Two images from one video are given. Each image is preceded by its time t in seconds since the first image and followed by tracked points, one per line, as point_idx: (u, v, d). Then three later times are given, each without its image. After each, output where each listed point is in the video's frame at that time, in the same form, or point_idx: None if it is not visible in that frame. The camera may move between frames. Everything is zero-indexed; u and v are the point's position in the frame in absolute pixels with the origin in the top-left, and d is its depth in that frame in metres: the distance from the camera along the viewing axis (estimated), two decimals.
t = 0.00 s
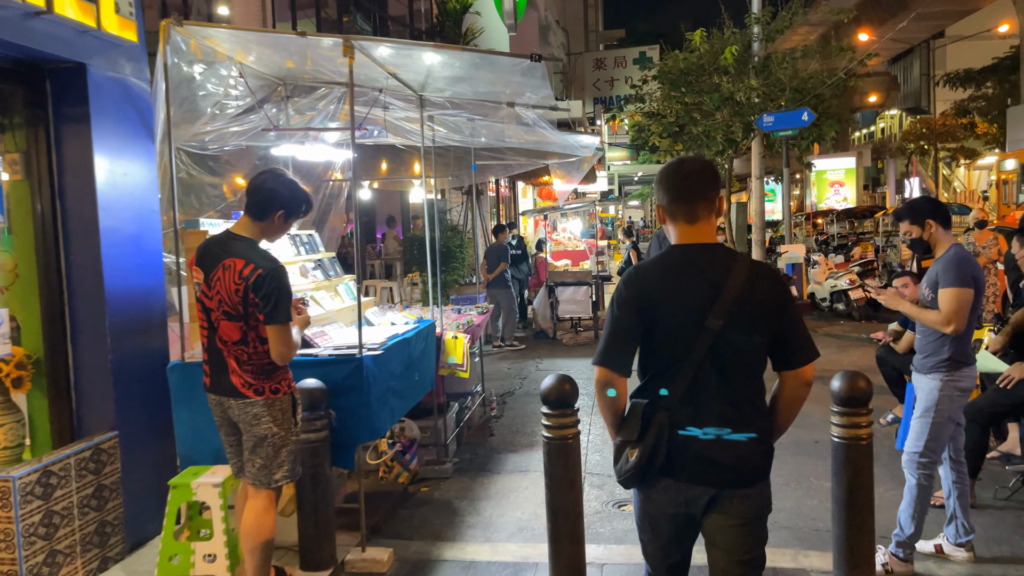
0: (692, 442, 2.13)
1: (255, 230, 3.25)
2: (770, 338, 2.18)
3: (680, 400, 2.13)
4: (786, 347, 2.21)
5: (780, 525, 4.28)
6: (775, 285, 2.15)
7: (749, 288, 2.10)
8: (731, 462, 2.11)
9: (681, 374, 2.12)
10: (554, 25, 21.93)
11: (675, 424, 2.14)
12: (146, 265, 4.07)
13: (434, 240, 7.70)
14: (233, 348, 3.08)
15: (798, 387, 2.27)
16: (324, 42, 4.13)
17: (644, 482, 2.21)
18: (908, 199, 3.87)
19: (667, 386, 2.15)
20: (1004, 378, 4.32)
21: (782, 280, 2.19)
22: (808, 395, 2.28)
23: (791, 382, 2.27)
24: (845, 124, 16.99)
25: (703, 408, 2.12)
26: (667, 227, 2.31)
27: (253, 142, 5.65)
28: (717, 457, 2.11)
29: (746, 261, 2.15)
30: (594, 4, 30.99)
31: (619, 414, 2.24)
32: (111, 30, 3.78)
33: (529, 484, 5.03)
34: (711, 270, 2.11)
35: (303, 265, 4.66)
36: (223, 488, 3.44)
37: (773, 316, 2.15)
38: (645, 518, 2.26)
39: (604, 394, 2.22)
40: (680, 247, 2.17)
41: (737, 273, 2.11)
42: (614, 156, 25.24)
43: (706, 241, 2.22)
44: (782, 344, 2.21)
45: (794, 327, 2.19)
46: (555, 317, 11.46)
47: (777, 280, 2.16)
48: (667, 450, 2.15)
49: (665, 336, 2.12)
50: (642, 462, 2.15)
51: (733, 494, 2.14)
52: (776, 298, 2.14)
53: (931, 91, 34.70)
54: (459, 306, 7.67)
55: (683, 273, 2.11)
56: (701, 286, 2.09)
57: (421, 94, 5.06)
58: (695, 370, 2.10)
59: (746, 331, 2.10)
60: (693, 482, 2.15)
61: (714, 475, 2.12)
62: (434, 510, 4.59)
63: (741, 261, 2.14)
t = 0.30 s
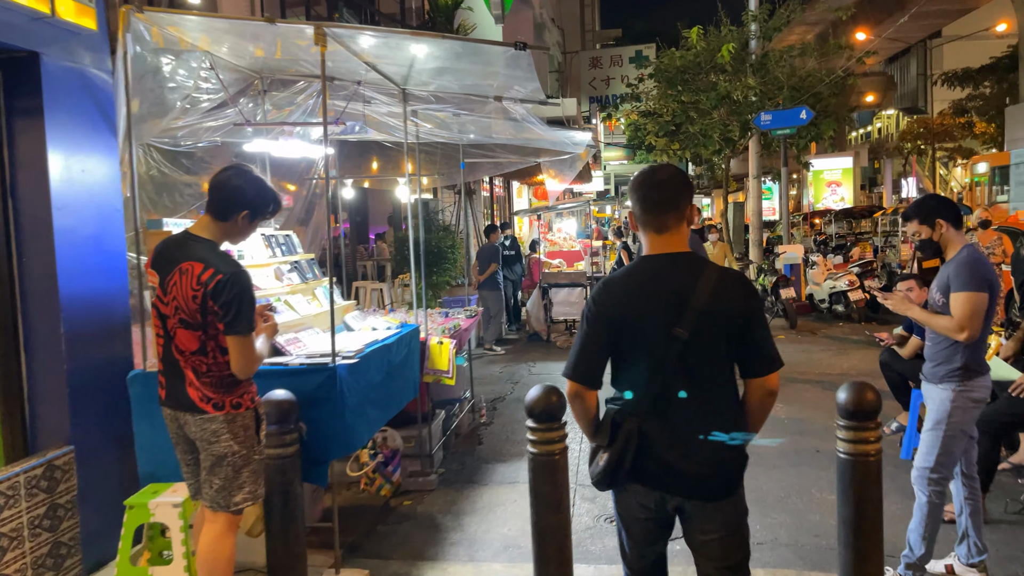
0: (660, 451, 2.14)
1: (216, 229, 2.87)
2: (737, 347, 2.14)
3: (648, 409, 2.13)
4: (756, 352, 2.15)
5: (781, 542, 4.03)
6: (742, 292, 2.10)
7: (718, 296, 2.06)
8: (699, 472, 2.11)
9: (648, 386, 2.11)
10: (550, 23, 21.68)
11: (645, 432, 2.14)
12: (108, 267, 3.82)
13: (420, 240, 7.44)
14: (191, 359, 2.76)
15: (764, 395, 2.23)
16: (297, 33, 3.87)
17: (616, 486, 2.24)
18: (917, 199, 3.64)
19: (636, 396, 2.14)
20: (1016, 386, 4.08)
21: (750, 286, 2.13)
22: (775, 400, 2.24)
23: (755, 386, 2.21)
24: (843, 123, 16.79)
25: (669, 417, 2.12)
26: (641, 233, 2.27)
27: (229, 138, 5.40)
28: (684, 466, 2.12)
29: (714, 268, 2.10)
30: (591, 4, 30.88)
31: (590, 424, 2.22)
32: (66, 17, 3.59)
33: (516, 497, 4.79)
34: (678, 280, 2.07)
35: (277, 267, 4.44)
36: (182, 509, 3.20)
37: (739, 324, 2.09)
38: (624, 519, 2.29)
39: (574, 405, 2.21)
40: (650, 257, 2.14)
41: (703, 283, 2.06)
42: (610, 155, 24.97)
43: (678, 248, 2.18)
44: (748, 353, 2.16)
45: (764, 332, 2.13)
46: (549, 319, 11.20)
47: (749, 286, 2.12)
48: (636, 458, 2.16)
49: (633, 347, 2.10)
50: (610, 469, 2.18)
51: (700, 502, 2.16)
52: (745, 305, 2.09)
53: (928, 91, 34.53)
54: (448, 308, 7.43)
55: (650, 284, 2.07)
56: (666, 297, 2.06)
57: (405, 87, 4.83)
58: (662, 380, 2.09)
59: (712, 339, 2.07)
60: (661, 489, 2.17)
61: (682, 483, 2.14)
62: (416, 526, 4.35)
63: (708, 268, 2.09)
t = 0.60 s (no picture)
0: (643, 445, 2.16)
1: (174, 234, 2.57)
2: (721, 345, 2.13)
3: (631, 405, 2.14)
4: (739, 355, 2.11)
5: (786, 564, 3.80)
6: (726, 291, 2.10)
7: (700, 293, 2.08)
8: (681, 468, 2.11)
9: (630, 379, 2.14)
10: (546, 23, 21.43)
11: (628, 426, 2.17)
12: (70, 272, 3.60)
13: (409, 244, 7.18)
14: (145, 375, 2.49)
15: (750, 396, 2.14)
16: (268, 22, 3.60)
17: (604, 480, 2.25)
18: (931, 199, 3.41)
19: (619, 390, 2.18)
20: None
21: (737, 286, 2.12)
22: (763, 404, 2.16)
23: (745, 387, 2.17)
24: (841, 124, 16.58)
25: (651, 412, 2.14)
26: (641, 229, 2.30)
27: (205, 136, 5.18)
28: (666, 461, 2.13)
29: (700, 268, 2.12)
30: (587, 5, 30.65)
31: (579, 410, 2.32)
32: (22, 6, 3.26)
33: (507, 514, 4.55)
34: (662, 277, 2.10)
35: (253, 272, 4.21)
36: (140, 537, 2.97)
37: (722, 322, 2.10)
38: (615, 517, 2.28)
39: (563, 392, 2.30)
40: (643, 250, 2.18)
41: (686, 280, 2.09)
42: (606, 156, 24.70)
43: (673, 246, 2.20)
44: (734, 352, 2.12)
45: (748, 333, 2.10)
46: (543, 322, 10.95)
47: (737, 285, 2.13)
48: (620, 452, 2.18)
49: (615, 340, 2.16)
50: (594, 462, 2.20)
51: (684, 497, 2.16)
52: (728, 305, 2.09)
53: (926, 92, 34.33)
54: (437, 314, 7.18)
55: (635, 280, 2.12)
56: (649, 293, 2.10)
57: (388, 83, 4.60)
58: (643, 375, 2.11)
59: (693, 337, 2.09)
60: (646, 485, 2.18)
61: (664, 478, 2.14)
62: (399, 546, 4.10)
63: (694, 267, 2.11)
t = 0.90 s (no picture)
0: (649, 461, 2.03)
1: (125, 236, 2.32)
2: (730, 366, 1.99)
3: (636, 419, 2.02)
4: (742, 378, 1.94)
5: None
6: (741, 312, 1.96)
7: (714, 311, 1.95)
8: (685, 485, 1.98)
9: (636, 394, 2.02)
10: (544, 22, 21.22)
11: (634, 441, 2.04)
12: (29, 276, 3.37)
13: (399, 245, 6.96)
14: (92, 392, 2.24)
15: (754, 422, 1.95)
16: (240, 7, 3.36)
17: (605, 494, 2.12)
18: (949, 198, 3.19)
19: (624, 404, 2.06)
20: None
21: (751, 308, 1.98)
22: (767, 430, 1.97)
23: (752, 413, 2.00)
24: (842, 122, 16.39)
25: (657, 427, 2.01)
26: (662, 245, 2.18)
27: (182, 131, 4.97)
28: (672, 478, 1.99)
29: (717, 286, 1.99)
30: (587, 4, 30.45)
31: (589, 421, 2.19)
32: None
33: (498, 530, 4.31)
34: (678, 292, 1.99)
35: (228, 276, 3.98)
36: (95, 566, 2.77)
37: (733, 343, 1.95)
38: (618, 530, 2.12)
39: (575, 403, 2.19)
40: (660, 265, 2.07)
41: (702, 297, 1.97)
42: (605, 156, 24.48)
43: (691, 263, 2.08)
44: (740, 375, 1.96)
45: (762, 354, 1.95)
46: (540, 324, 10.74)
47: (753, 308, 1.99)
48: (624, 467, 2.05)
49: (625, 352, 2.04)
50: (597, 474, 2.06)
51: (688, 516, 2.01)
52: (742, 324, 1.95)
53: (926, 91, 34.14)
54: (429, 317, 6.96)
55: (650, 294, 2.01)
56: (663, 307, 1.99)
57: (373, 77, 4.38)
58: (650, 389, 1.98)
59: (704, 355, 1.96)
60: (647, 501, 2.03)
61: (667, 496, 2.01)
62: (382, 564, 3.87)
63: (711, 284, 1.98)
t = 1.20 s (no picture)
0: (667, 461, 2.04)
1: (60, 240, 2.07)
2: (747, 363, 2.05)
3: (654, 418, 2.04)
4: (765, 372, 2.04)
5: None
6: (757, 310, 2.03)
7: (730, 311, 2.01)
8: (704, 483, 2.01)
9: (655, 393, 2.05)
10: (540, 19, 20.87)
11: (651, 441, 2.06)
12: None
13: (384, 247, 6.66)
14: (22, 415, 1.99)
15: (776, 413, 2.09)
16: None
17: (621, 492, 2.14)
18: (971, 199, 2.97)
19: (642, 403, 2.09)
20: None
21: (766, 305, 2.05)
22: (790, 422, 2.10)
23: (768, 405, 2.09)
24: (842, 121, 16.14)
25: (674, 426, 2.04)
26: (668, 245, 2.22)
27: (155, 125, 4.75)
28: (690, 476, 2.02)
29: (730, 285, 2.04)
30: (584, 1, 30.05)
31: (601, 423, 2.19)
32: None
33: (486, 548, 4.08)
34: (693, 292, 2.03)
35: (199, 280, 3.76)
36: None
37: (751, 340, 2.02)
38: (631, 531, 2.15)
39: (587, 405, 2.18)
40: (672, 264, 2.10)
41: (718, 297, 2.02)
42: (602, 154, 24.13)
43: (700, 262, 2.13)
44: (760, 369, 2.04)
45: (776, 351, 2.03)
46: (535, 327, 10.49)
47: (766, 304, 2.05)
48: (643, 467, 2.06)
49: (642, 352, 2.07)
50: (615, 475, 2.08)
51: (707, 509, 2.06)
52: (755, 322, 2.01)
53: (926, 91, 33.88)
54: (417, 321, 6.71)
55: (665, 294, 2.04)
56: (680, 307, 2.03)
57: (356, 71, 4.16)
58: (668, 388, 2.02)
59: (722, 353, 2.01)
60: (666, 498, 2.06)
61: (685, 494, 2.04)
62: None
63: (724, 284, 2.04)
